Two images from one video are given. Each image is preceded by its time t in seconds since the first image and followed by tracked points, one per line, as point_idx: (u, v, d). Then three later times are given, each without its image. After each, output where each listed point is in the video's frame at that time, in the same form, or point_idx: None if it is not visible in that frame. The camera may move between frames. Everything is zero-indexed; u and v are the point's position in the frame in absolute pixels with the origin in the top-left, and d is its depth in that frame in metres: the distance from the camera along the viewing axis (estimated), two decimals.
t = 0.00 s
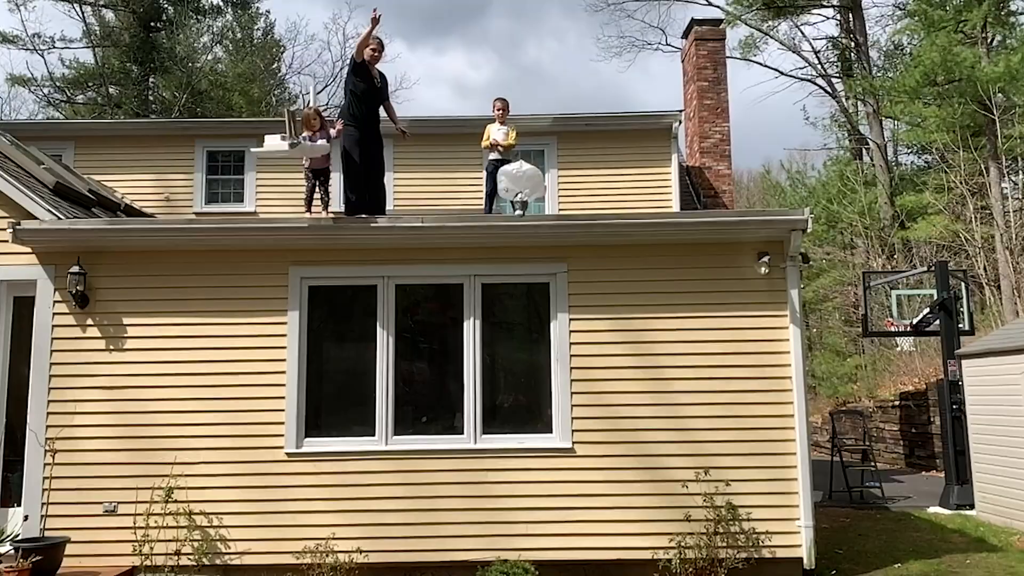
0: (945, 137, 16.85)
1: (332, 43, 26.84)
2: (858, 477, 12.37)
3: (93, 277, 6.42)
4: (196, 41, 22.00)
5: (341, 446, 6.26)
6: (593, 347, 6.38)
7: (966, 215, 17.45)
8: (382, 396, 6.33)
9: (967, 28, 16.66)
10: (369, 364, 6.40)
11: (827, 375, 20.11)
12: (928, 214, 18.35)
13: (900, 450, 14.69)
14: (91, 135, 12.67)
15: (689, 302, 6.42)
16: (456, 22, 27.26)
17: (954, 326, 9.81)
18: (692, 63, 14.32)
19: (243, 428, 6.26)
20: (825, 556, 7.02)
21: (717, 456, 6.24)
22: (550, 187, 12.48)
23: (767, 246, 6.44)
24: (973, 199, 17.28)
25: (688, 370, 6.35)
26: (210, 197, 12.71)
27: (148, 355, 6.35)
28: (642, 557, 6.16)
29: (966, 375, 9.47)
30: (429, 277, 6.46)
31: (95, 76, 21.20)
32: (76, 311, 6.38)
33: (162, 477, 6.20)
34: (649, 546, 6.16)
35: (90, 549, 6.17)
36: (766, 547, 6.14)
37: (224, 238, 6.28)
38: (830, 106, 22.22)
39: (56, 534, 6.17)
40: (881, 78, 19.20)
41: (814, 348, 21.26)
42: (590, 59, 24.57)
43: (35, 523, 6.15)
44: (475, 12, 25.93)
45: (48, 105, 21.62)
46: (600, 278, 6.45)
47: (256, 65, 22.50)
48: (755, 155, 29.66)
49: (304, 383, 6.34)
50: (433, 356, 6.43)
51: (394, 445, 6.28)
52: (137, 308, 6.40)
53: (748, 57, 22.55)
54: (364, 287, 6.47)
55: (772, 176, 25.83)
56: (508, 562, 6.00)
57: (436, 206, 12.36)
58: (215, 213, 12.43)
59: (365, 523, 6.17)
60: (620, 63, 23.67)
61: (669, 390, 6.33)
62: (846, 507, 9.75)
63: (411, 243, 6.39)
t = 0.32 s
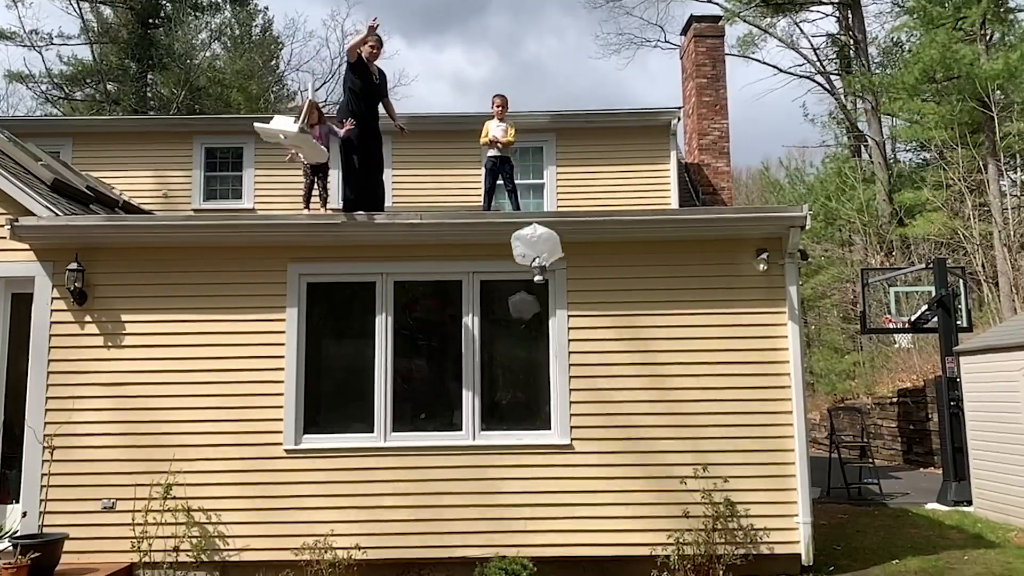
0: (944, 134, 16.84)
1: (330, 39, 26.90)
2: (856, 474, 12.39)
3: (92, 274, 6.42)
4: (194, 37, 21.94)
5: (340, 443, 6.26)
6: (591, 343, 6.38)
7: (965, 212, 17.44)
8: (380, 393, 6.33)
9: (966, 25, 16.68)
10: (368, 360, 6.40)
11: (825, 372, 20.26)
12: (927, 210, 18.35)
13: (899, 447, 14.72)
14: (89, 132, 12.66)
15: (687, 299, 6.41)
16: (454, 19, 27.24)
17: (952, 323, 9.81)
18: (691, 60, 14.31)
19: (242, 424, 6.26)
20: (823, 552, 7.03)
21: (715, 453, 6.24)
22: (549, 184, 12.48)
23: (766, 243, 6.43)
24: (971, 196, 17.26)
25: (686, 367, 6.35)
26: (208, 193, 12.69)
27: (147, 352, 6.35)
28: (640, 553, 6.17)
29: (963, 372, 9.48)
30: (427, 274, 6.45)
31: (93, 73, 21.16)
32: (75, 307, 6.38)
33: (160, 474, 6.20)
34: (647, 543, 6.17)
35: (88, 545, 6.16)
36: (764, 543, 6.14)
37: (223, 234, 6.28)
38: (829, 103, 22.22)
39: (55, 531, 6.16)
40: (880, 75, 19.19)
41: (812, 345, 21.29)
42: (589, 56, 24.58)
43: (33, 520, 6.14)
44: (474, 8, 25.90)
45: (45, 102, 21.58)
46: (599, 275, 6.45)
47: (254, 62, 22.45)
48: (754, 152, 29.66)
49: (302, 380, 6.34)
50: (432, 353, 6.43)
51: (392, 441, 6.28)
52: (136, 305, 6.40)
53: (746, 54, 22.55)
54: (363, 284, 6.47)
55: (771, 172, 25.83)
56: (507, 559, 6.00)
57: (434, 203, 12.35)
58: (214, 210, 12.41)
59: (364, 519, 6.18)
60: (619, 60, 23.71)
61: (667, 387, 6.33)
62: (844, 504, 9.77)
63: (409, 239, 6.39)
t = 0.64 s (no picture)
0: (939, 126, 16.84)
1: (325, 31, 26.86)
2: (851, 465, 12.44)
3: (86, 266, 6.39)
4: (189, 29, 21.81)
5: (336, 435, 6.26)
6: (587, 335, 6.39)
7: (960, 204, 17.45)
8: (376, 385, 6.33)
9: (962, 17, 16.66)
10: (364, 353, 6.40)
11: (820, 364, 20.42)
12: (922, 203, 18.36)
13: (893, 439, 14.77)
14: (82, 123, 12.59)
15: (683, 291, 6.41)
16: (450, 11, 27.16)
17: (947, 316, 9.84)
18: (687, 52, 14.29)
19: (237, 416, 6.25)
20: (818, 543, 7.06)
21: (711, 444, 6.26)
22: (545, 176, 12.46)
23: (762, 235, 6.44)
24: (967, 188, 17.25)
25: (682, 358, 6.36)
26: (203, 185, 12.65)
27: (142, 344, 6.33)
28: (636, 544, 6.18)
29: (958, 364, 9.50)
30: (423, 266, 6.44)
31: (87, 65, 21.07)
32: (69, 300, 6.36)
33: (156, 466, 6.19)
34: (643, 534, 6.18)
35: (84, 537, 6.15)
36: (759, 534, 6.16)
37: (218, 226, 6.25)
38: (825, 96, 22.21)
39: (50, 523, 6.16)
40: (876, 67, 19.18)
41: (808, 338, 21.36)
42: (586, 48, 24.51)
43: (28, 513, 6.13)
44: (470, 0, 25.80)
45: (39, 94, 21.50)
46: (595, 267, 6.45)
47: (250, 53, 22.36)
48: (750, 144, 29.66)
49: (298, 373, 6.33)
50: (428, 346, 6.43)
51: (389, 433, 6.29)
52: (131, 297, 6.37)
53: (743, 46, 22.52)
54: (359, 276, 6.45)
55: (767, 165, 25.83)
56: (503, 550, 6.01)
57: (430, 194, 12.33)
58: (209, 202, 12.38)
59: (360, 511, 6.18)
60: (616, 52, 23.67)
61: (663, 378, 6.34)
62: (839, 495, 9.81)
63: (406, 232, 6.38)
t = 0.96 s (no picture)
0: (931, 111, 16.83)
1: (316, 16, 26.70)
2: (842, 449, 12.53)
3: (77, 251, 6.36)
4: (177, 13, 21.48)
5: (329, 419, 6.27)
6: (580, 318, 6.39)
7: (951, 188, 17.47)
8: (369, 370, 6.33)
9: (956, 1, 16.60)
10: (356, 338, 6.40)
11: (812, 347, 20.45)
12: (914, 187, 18.36)
13: (884, 422, 14.87)
14: (72, 107, 12.51)
15: (675, 275, 6.42)
16: None
17: (938, 299, 9.87)
18: (679, 36, 14.24)
19: (230, 401, 6.25)
20: (810, 525, 7.11)
21: (703, 427, 6.29)
22: (538, 161, 12.43)
23: (754, 219, 6.44)
24: (958, 172, 17.26)
25: (674, 342, 6.37)
26: (194, 170, 12.59)
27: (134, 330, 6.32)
28: (628, 526, 6.21)
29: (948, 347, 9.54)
30: (415, 251, 6.43)
31: (76, 49, 20.89)
32: (60, 285, 6.33)
33: (149, 451, 6.19)
34: (635, 517, 6.22)
35: (77, 522, 6.16)
36: (751, 517, 6.20)
37: (209, 210, 6.23)
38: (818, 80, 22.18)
39: (42, 508, 6.15)
40: (868, 50, 19.14)
41: (800, 322, 21.47)
42: (578, 32, 24.39)
43: (21, 498, 6.13)
44: None
45: (28, 78, 21.27)
46: (587, 251, 6.45)
47: (240, 37, 22.16)
48: (743, 128, 29.66)
49: (291, 358, 6.32)
50: (421, 331, 6.43)
51: (381, 417, 6.29)
52: (122, 282, 6.35)
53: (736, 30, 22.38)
54: (351, 261, 6.44)
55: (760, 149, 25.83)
56: (497, 533, 6.03)
57: (423, 179, 12.29)
58: (200, 186, 12.31)
59: (353, 495, 6.19)
60: (608, 36, 23.57)
61: (656, 362, 6.35)
62: (830, 478, 9.88)
63: (397, 216, 6.36)
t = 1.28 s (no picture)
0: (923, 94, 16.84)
1: None
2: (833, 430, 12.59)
3: (67, 235, 6.33)
4: None
5: (322, 403, 6.27)
6: (573, 301, 6.40)
7: (943, 170, 17.52)
8: (362, 354, 6.33)
9: None
10: (349, 322, 6.39)
11: (803, 330, 20.39)
12: (906, 169, 18.39)
13: (875, 404, 14.96)
14: (61, 90, 12.40)
15: (668, 258, 6.42)
16: None
17: (929, 281, 9.92)
18: (672, 18, 14.17)
19: (223, 384, 6.24)
20: (801, 505, 7.16)
21: (696, 409, 6.31)
22: (531, 144, 12.40)
23: (746, 201, 6.44)
24: (950, 155, 17.31)
25: (667, 324, 6.39)
26: (185, 154, 12.51)
27: (125, 314, 6.30)
28: (621, 507, 6.25)
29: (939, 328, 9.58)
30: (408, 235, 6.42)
31: (65, 32, 20.69)
32: (50, 269, 6.30)
33: (142, 435, 6.19)
34: (628, 498, 6.25)
35: (71, 507, 6.15)
36: (742, 497, 6.25)
37: (200, 194, 6.20)
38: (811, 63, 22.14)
39: (35, 492, 6.15)
40: (861, 32, 19.09)
41: (791, 305, 21.55)
42: (571, 14, 24.26)
43: (14, 482, 6.12)
44: None
45: (16, 62, 21.07)
46: (580, 234, 6.44)
47: (230, 20, 21.97)
48: (735, 112, 29.65)
49: (284, 342, 6.31)
50: (414, 315, 6.43)
51: (375, 401, 6.30)
52: (113, 266, 6.32)
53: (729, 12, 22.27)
54: (344, 245, 6.42)
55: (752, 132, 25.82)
56: (490, 515, 6.05)
57: (415, 162, 12.25)
58: (191, 170, 12.24)
59: (346, 477, 6.20)
60: (601, 19, 23.47)
61: (648, 344, 6.37)
62: (822, 459, 9.94)
63: (390, 199, 6.34)
